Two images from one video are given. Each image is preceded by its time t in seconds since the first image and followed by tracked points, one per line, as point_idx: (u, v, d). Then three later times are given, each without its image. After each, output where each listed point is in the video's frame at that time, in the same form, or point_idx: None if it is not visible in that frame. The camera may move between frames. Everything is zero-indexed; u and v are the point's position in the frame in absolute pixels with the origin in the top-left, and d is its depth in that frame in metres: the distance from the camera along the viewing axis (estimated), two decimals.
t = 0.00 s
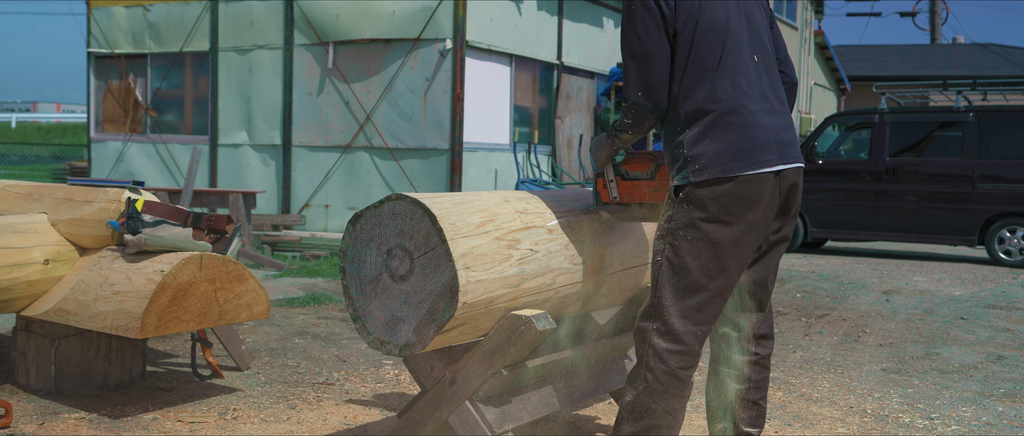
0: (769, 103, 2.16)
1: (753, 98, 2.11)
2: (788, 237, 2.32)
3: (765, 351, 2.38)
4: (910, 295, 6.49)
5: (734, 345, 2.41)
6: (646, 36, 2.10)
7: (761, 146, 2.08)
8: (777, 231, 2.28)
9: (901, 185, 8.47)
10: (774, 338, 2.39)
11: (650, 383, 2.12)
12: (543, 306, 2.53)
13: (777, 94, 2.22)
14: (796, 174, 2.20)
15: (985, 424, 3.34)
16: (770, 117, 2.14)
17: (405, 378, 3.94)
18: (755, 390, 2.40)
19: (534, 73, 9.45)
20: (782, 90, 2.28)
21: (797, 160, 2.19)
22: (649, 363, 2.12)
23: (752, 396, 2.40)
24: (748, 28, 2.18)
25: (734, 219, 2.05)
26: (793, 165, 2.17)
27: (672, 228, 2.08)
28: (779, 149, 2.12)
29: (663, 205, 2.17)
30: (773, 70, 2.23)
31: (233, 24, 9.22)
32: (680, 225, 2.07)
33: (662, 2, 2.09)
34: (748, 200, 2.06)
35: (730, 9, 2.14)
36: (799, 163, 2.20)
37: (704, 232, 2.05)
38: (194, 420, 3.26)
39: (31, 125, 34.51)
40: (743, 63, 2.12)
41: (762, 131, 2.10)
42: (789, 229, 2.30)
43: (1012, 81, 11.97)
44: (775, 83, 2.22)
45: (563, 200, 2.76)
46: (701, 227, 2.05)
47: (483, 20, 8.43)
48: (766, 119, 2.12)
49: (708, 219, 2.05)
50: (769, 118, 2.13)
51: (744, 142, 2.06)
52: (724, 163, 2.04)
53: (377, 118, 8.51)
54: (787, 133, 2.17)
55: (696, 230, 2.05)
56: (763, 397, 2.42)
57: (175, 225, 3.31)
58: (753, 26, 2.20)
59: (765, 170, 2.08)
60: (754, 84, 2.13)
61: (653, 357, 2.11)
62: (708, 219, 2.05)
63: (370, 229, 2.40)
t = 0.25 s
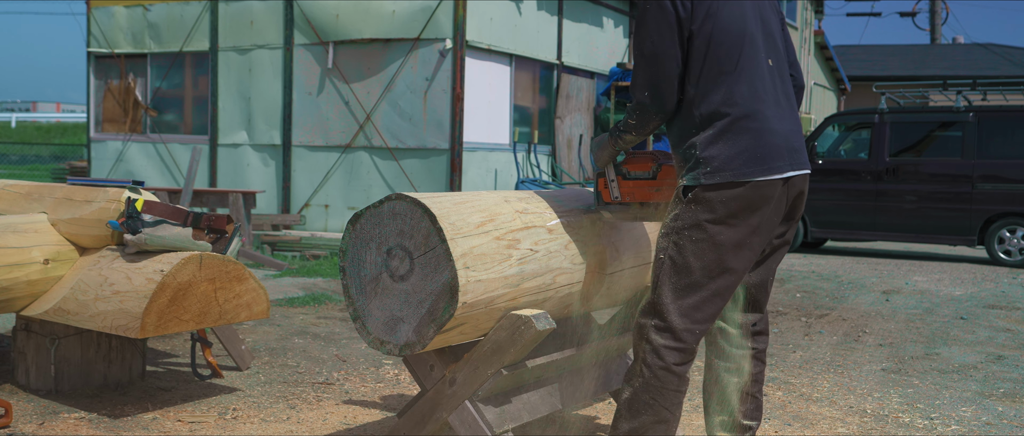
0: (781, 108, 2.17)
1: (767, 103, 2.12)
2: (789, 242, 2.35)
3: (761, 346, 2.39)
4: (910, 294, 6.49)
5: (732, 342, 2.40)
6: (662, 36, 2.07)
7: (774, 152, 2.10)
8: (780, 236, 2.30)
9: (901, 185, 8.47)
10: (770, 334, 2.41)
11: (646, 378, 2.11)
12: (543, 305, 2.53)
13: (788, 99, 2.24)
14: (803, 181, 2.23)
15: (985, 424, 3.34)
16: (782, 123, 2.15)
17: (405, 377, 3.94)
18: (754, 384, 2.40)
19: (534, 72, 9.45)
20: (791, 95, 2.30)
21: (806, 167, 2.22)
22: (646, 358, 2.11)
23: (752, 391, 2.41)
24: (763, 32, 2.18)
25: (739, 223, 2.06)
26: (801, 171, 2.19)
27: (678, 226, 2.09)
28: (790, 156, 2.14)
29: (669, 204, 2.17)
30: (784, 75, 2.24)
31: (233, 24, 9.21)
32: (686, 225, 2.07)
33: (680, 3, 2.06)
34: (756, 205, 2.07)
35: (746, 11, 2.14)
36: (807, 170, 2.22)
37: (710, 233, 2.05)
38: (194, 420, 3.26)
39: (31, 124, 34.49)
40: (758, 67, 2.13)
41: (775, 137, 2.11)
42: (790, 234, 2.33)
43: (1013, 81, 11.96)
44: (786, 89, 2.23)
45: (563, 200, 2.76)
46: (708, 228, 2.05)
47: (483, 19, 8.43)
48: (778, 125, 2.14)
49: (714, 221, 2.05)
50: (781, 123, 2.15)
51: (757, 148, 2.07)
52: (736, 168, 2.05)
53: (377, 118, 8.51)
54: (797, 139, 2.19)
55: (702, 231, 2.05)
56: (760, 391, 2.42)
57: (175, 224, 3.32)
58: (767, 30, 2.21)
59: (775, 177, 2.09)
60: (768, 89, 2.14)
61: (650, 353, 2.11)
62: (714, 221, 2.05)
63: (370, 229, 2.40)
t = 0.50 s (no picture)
0: (805, 112, 2.14)
1: (791, 105, 2.09)
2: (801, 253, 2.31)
3: (766, 354, 2.36)
4: (909, 294, 6.49)
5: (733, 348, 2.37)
6: (688, 29, 2.05)
7: (794, 156, 2.06)
8: (792, 244, 2.25)
9: (901, 185, 8.47)
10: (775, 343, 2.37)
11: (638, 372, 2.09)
12: (544, 305, 2.53)
13: (813, 103, 2.20)
14: (821, 189, 2.18)
15: (985, 423, 3.34)
16: (805, 127, 2.11)
17: (405, 377, 3.94)
18: (754, 392, 2.37)
19: (534, 72, 9.45)
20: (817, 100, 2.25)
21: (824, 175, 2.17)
22: (639, 352, 2.09)
23: (752, 398, 2.37)
24: (791, 32, 2.15)
25: (748, 223, 2.03)
26: (820, 179, 2.15)
27: (684, 221, 2.06)
28: (810, 161, 2.10)
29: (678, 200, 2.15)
30: (810, 79, 2.20)
31: (233, 23, 9.21)
32: (692, 221, 2.05)
33: None
34: (768, 208, 2.04)
35: (776, 10, 2.10)
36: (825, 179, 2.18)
37: (714, 231, 2.03)
38: (194, 419, 3.26)
39: (31, 124, 34.49)
40: (785, 68, 2.09)
41: (796, 140, 2.07)
42: (803, 244, 2.28)
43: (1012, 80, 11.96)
44: (811, 93, 2.19)
45: (563, 200, 2.76)
46: (714, 226, 2.02)
47: (483, 19, 8.43)
48: (801, 128, 2.10)
49: (722, 220, 2.02)
50: (803, 127, 2.11)
51: (777, 150, 2.04)
52: (752, 169, 2.02)
53: (377, 117, 8.51)
54: (819, 145, 2.15)
55: (708, 229, 2.03)
56: (761, 400, 2.39)
57: (175, 224, 3.32)
58: (796, 31, 2.17)
59: (792, 182, 2.05)
60: (794, 91, 2.10)
61: (643, 347, 2.08)
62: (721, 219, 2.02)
63: (370, 228, 2.40)
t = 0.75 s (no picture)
0: (808, 110, 2.08)
1: (793, 104, 2.04)
2: (811, 254, 2.26)
3: (769, 357, 2.32)
4: (909, 293, 6.49)
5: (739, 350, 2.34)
6: (683, 31, 2.04)
7: (796, 157, 2.01)
8: (801, 248, 2.21)
9: (901, 184, 8.47)
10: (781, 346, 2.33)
11: (656, 393, 2.04)
12: (544, 304, 2.53)
13: (817, 100, 2.15)
14: (827, 189, 2.13)
15: (985, 422, 3.34)
16: (808, 126, 2.06)
17: (405, 376, 3.94)
18: (756, 395, 2.33)
19: (534, 71, 9.44)
20: (823, 96, 2.20)
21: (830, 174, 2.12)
22: (656, 370, 2.05)
23: (754, 401, 2.33)
24: (793, 28, 2.10)
25: (755, 230, 1.99)
26: (825, 179, 2.09)
27: (692, 232, 2.02)
28: (814, 161, 2.05)
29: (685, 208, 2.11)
30: (815, 75, 2.15)
31: (233, 23, 9.21)
32: (699, 231, 2.01)
33: None
34: (775, 213, 1.99)
35: (775, 6, 2.06)
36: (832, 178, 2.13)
37: (723, 241, 1.98)
38: (195, 419, 3.26)
39: (31, 124, 34.49)
40: (785, 65, 2.04)
41: (799, 140, 2.03)
42: (813, 246, 2.24)
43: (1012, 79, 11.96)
44: (815, 91, 2.14)
45: (563, 199, 2.76)
46: (723, 235, 1.98)
47: (483, 18, 8.43)
48: (804, 128, 2.05)
49: (730, 228, 1.98)
50: (807, 126, 2.06)
51: (778, 151, 1.99)
52: (755, 172, 1.97)
53: (377, 117, 8.51)
54: (823, 144, 2.10)
55: (716, 238, 1.99)
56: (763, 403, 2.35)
57: (175, 224, 3.32)
58: (799, 26, 2.12)
59: (796, 184, 2.01)
60: (795, 89, 2.05)
61: (660, 365, 2.05)
62: (729, 228, 1.98)
63: (370, 228, 2.40)
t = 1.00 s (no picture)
0: (804, 110, 2.06)
1: (788, 103, 2.02)
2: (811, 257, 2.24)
3: (769, 363, 2.31)
4: (909, 293, 6.50)
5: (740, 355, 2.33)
6: (674, 32, 2.02)
7: (790, 158, 1.99)
8: (799, 252, 2.20)
9: (901, 184, 8.47)
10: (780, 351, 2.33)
11: (647, 398, 2.05)
12: (544, 304, 2.53)
13: (814, 100, 2.12)
14: (824, 190, 2.10)
15: (985, 422, 3.34)
16: (803, 126, 2.04)
17: (405, 376, 3.94)
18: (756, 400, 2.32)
19: (534, 71, 9.44)
20: (820, 95, 2.17)
21: (827, 175, 2.09)
22: (646, 376, 2.05)
23: (752, 406, 2.33)
24: (788, 27, 2.07)
25: (749, 234, 1.97)
26: (822, 180, 2.07)
27: (684, 235, 2.01)
28: (809, 162, 2.03)
29: (678, 211, 2.10)
30: (811, 74, 2.13)
31: (233, 23, 9.21)
32: (692, 234, 2.00)
33: None
34: (769, 216, 1.98)
35: (768, 5, 2.03)
36: (829, 179, 2.10)
37: (716, 244, 1.97)
38: (195, 419, 3.26)
39: (31, 124, 34.49)
40: (780, 64, 2.02)
41: (793, 141, 2.00)
42: (813, 249, 2.22)
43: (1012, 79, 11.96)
44: (812, 90, 2.11)
45: (563, 199, 2.76)
46: (714, 238, 1.97)
47: (483, 18, 8.43)
48: (799, 128, 2.03)
49: (722, 231, 1.97)
50: (802, 127, 2.04)
51: (772, 153, 1.97)
52: (748, 173, 1.96)
53: (377, 117, 8.51)
54: (819, 144, 2.08)
55: (708, 241, 1.97)
56: (762, 408, 2.35)
57: (175, 224, 3.31)
58: (794, 24, 2.09)
59: (791, 185, 1.99)
60: (790, 88, 2.03)
61: (650, 370, 2.05)
62: (722, 231, 1.97)
63: (370, 228, 2.40)
